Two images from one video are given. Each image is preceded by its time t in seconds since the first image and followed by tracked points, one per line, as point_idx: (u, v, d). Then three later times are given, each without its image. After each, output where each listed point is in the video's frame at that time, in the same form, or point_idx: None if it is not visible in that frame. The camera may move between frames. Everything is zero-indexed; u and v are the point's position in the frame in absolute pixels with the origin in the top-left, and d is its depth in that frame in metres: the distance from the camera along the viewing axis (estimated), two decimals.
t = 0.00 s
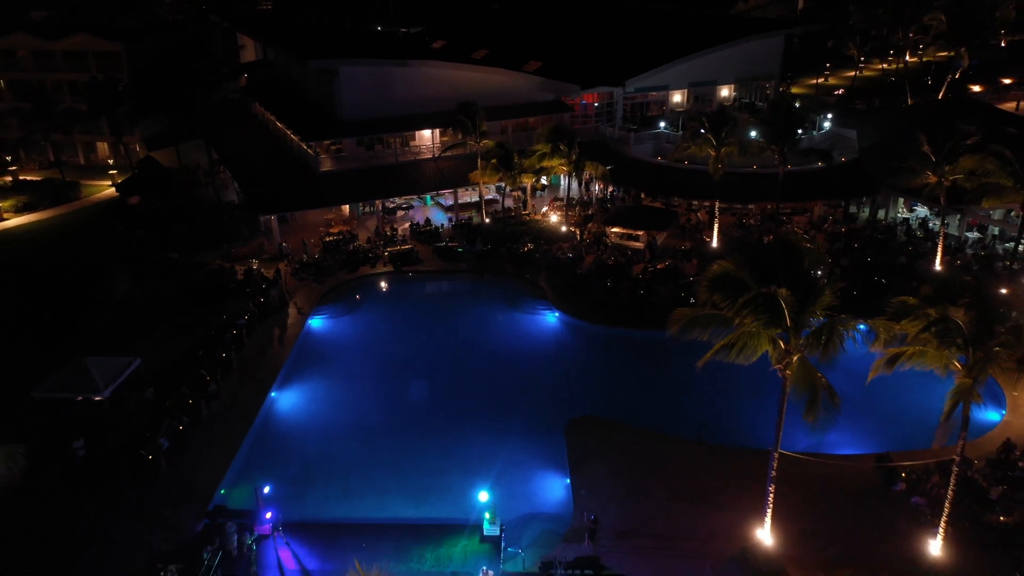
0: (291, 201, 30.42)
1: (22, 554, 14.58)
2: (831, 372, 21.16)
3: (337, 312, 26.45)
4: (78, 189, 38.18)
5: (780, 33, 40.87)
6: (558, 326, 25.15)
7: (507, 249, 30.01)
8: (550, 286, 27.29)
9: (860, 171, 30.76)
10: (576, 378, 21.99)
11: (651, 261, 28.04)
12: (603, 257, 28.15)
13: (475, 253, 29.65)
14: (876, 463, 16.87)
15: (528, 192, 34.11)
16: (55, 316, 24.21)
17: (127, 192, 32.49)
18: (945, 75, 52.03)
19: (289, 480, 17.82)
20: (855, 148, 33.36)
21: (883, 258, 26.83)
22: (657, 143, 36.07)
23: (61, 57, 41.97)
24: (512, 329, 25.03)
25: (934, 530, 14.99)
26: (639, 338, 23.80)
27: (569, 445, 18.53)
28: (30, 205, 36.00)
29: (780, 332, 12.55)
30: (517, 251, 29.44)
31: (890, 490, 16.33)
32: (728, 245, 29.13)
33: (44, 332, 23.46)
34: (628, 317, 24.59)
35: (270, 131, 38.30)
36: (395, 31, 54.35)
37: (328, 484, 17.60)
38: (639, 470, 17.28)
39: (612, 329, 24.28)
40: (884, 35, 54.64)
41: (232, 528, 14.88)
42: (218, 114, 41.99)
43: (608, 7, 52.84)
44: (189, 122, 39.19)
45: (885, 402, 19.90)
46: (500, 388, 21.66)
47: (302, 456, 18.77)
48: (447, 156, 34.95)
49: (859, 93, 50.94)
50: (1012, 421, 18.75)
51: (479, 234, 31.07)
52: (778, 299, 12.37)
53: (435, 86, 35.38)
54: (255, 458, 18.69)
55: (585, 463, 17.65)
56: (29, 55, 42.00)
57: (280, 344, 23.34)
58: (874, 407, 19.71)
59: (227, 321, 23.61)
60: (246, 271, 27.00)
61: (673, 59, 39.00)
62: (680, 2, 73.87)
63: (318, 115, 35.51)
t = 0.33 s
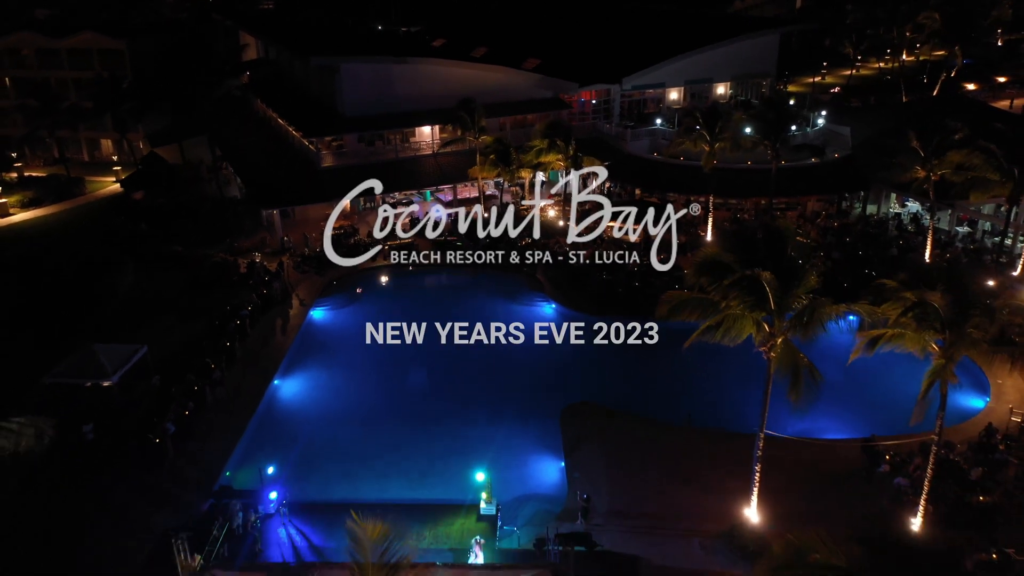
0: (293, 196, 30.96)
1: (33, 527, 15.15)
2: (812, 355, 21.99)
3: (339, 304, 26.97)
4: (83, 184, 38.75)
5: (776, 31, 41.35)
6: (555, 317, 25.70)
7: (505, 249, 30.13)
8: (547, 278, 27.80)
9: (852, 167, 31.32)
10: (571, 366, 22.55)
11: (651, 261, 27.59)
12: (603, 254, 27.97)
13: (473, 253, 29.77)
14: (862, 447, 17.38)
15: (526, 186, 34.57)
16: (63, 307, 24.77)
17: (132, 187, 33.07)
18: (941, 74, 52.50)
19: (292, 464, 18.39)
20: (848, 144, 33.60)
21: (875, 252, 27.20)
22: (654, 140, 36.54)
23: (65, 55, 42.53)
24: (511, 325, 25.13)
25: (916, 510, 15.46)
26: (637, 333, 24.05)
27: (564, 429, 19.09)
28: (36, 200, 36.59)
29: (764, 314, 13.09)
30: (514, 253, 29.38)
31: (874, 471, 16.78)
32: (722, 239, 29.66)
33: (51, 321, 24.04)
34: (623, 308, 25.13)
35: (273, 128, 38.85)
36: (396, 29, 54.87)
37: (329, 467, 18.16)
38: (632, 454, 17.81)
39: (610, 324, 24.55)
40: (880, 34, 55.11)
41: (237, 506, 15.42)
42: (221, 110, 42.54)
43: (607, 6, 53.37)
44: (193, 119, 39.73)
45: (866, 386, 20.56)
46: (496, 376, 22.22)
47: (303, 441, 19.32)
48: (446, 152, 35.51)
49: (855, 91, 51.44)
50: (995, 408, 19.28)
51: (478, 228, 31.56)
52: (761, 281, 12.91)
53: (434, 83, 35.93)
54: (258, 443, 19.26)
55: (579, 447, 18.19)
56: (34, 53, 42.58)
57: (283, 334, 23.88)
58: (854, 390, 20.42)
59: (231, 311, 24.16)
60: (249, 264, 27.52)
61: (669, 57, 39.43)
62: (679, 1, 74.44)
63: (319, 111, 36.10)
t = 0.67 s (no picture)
0: (295, 191, 31.45)
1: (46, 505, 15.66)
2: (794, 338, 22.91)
3: (340, 296, 27.49)
4: (87, 180, 39.28)
5: (772, 28, 41.83)
6: (552, 308, 26.26)
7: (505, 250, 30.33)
8: (544, 271, 28.35)
9: (845, 163, 31.83)
10: (567, 355, 23.11)
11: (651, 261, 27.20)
12: (603, 254, 27.88)
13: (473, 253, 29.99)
14: (848, 431, 17.92)
15: (524, 182, 35.29)
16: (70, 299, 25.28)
17: (136, 182, 33.56)
18: (936, 73, 53.00)
19: (295, 448, 18.95)
20: (842, 141, 34.39)
21: (866, 245, 27.58)
22: (651, 136, 37.02)
23: (69, 53, 42.99)
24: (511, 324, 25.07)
25: (899, 490, 15.98)
26: (636, 333, 24.19)
27: (560, 415, 19.65)
28: (41, 195, 37.13)
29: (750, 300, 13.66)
30: (514, 253, 29.53)
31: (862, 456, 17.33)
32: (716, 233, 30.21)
33: (58, 312, 24.55)
34: (618, 300, 25.73)
35: (274, 124, 39.36)
36: (397, 28, 55.29)
37: (331, 451, 18.71)
38: (625, 438, 18.35)
39: (610, 324, 24.67)
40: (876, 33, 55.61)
41: (243, 486, 15.96)
42: (223, 107, 43.05)
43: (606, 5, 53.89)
44: (195, 115, 40.24)
45: (847, 371, 21.43)
46: (494, 364, 22.78)
47: (306, 427, 19.87)
48: (445, 148, 36.07)
49: (851, 88, 51.89)
50: (979, 395, 19.83)
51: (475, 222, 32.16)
52: (746, 266, 13.47)
53: (432, 80, 36.43)
54: (262, 428, 19.80)
55: (575, 432, 18.70)
56: (38, 51, 43.04)
57: (285, 324, 24.43)
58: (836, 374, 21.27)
59: (234, 302, 24.70)
60: (252, 257, 28.06)
61: (666, 55, 39.89)
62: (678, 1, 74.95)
63: (320, 108, 36.64)
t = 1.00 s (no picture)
0: (298, 186, 31.97)
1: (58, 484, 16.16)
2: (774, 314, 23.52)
3: (342, 288, 28.00)
4: (91, 176, 39.78)
5: (767, 27, 42.41)
6: (548, 301, 26.85)
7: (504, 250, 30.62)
8: (542, 264, 28.91)
9: (838, 158, 32.36)
10: (563, 344, 23.73)
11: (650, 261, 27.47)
12: (603, 254, 27.94)
13: (473, 253, 30.31)
14: (835, 415, 18.46)
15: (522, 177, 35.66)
16: (77, 290, 25.78)
17: (141, 177, 34.10)
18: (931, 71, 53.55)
19: (298, 434, 19.52)
20: (835, 138, 34.90)
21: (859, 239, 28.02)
22: (648, 133, 37.48)
23: (73, 51, 43.48)
24: (511, 324, 24.96)
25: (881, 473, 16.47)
26: (636, 333, 24.30)
27: (556, 401, 20.26)
28: (46, 191, 37.63)
29: (737, 285, 14.24)
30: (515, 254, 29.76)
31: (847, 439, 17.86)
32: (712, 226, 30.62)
33: (65, 301, 25.06)
34: (614, 293, 26.36)
35: (276, 121, 39.89)
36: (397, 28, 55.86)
37: (333, 437, 19.30)
38: (619, 423, 18.90)
39: (610, 325, 24.76)
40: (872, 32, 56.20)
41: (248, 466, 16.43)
42: (225, 105, 43.57)
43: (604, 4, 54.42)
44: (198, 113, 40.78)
45: (826, 353, 22.33)
46: (492, 353, 23.38)
47: (309, 414, 20.47)
48: (445, 144, 36.66)
49: (847, 87, 52.42)
50: (963, 382, 20.39)
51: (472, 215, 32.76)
52: (733, 253, 14.05)
53: (432, 77, 37.00)
54: (266, 414, 20.39)
55: (570, 418, 19.28)
56: (43, 49, 43.54)
57: (288, 315, 24.96)
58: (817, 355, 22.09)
59: (238, 294, 25.22)
60: (255, 251, 28.59)
61: (661, 53, 40.51)
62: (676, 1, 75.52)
63: (322, 105, 37.20)
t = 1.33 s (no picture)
0: (300, 181, 32.51)
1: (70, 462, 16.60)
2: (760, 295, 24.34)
3: (343, 280, 28.44)
4: (96, 173, 40.31)
5: (762, 25, 43.01)
6: (546, 294, 27.39)
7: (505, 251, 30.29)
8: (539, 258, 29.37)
9: (831, 154, 32.88)
10: (559, 333, 24.27)
11: (651, 260, 27.38)
12: (603, 254, 28.20)
13: (472, 254, 30.16)
14: (824, 402, 18.96)
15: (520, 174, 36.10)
16: (83, 282, 26.29)
17: (145, 173, 34.63)
18: (926, 70, 54.07)
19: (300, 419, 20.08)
20: (829, 134, 35.02)
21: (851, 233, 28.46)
22: (645, 130, 38.09)
23: (78, 49, 44.04)
24: (511, 324, 24.88)
25: (867, 456, 16.94)
26: (637, 333, 24.12)
27: (551, 388, 20.79)
28: (51, 187, 38.17)
29: (724, 272, 14.81)
30: (514, 254, 29.51)
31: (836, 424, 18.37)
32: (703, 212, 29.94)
33: (72, 292, 25.56)
34: (610, 286, 26.95)
35: (278, 118, 40.44)
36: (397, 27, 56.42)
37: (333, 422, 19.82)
38: (614, 411, 19.40)
39: (610, 325, 24.61)
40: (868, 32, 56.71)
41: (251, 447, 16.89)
42: (227, 102, 44.09)
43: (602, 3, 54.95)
44: (201, 110, 41.32)
45: (816, 341, 22.81)
46: (490, 342, 23.94)
47: (310, 401, 21.02)
48: (445, 141, 37.28)
49: (843, 85, 52.91)
50: (950, 370, 20.90)
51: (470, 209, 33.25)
52: (720, 241, 14.67)
53: (431, 75, 37.58)
54: (269, 400, 20.92)
55: (566, 406, 19.72)
56: (48, 48, 44.10)
57: (290, 307, 25.44)
58: (801, 337, 22.91)
59: (241, 287, 25.72)
60: (258, 245, 29.10)
61: (657, 51, 41.02)
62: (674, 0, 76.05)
63: (323, 102, 37.80)
